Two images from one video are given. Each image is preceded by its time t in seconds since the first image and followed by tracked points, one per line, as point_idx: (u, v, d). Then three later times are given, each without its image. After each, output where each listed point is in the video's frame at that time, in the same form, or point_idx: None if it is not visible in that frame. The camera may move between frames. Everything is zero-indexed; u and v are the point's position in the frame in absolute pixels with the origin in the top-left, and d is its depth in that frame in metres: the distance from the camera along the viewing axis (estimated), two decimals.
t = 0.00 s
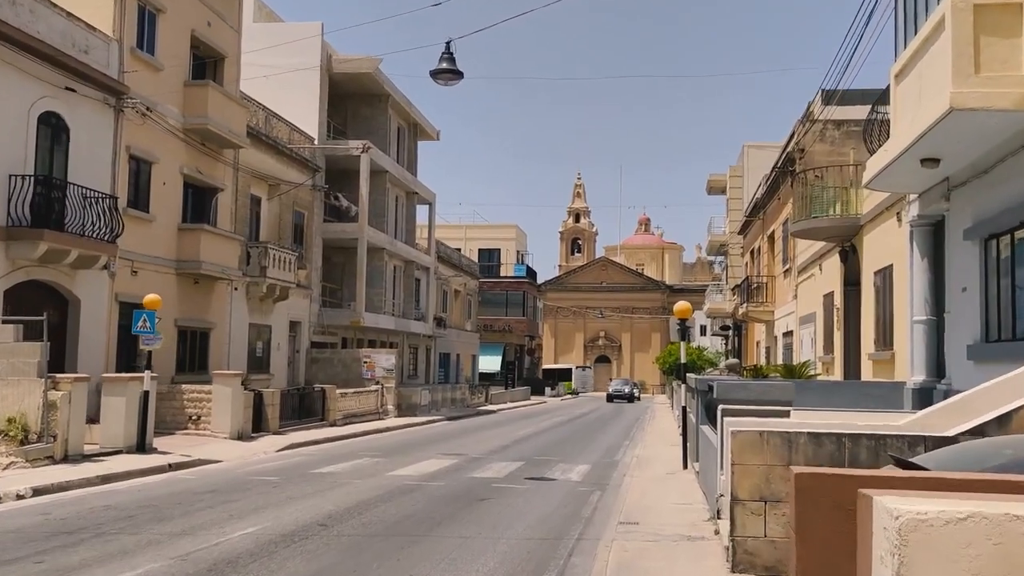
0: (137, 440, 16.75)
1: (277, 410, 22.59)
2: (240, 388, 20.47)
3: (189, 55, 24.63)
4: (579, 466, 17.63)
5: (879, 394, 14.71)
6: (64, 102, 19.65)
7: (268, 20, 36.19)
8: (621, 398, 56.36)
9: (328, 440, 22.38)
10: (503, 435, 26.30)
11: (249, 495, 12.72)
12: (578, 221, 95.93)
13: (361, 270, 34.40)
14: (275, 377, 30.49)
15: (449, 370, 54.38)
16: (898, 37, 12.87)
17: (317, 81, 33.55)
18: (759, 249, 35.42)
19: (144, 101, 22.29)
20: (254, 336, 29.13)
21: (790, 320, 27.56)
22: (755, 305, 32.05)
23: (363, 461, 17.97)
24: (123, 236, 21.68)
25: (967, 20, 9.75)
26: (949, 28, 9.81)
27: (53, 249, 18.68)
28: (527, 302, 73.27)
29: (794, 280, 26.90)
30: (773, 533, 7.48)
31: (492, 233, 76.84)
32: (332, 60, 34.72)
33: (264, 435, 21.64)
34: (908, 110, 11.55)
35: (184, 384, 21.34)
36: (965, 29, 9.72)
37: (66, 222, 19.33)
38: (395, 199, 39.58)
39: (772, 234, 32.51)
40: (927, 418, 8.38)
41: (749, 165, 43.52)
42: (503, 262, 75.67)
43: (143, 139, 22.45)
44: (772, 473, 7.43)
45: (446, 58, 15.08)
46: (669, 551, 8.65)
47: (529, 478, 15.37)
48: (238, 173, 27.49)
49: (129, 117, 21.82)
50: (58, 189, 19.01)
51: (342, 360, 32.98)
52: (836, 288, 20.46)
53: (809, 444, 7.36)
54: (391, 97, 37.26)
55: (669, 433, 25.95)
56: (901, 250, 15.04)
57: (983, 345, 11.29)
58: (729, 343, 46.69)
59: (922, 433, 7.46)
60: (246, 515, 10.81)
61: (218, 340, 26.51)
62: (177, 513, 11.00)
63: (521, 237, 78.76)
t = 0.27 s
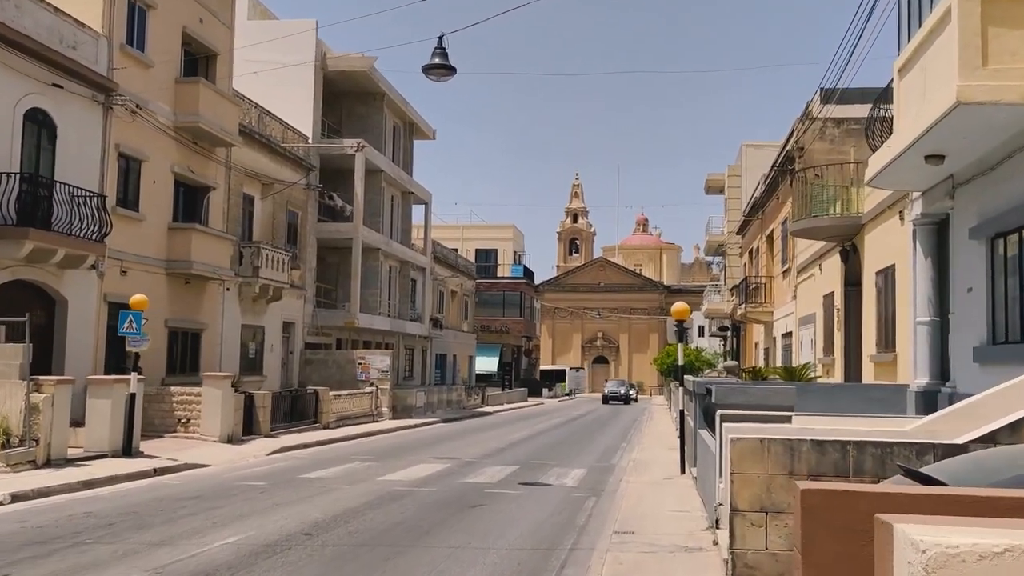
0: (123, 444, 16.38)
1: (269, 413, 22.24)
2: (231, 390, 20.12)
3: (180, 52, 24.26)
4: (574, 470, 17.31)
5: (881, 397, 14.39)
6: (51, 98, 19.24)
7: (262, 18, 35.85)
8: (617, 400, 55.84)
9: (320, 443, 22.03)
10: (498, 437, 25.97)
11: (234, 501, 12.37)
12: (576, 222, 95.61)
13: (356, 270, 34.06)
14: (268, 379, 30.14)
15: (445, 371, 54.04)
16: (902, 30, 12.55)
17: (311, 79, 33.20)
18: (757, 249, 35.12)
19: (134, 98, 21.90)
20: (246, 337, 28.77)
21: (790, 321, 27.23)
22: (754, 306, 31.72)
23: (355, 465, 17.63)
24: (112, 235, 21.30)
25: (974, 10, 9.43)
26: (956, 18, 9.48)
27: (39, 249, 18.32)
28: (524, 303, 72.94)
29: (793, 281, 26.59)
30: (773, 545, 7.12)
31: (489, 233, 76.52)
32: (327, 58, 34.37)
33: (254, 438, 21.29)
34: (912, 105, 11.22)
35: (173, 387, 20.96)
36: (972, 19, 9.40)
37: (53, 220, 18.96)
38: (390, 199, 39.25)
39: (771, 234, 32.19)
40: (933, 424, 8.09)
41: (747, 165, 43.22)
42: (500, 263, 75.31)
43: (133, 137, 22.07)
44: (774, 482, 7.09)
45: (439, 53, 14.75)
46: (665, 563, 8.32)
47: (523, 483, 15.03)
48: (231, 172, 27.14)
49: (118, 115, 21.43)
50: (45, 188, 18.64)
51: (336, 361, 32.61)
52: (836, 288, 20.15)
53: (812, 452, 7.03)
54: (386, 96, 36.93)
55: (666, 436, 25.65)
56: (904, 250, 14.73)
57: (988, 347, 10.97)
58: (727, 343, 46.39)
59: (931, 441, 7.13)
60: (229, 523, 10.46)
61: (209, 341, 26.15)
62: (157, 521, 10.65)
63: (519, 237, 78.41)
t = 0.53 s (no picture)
0: (110, 447, 16.02)
1: (261, 415, 21.87)
2: (222, 392, 19.75)
3: (171, 49, 23.93)
4: (571, 474, 16.98)
5: (885, 399, 14.07)
6: (40, 95, 18.87)
7: (256, 16, 35.55)
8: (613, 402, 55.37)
9: (313, 446, 21.69)
10: (495, 440, 25.62)
11: (222, 506, 12.03)
12: (573, 224, 95.33)
13: (351, 271, 33.73)
14: (262, 381, 29.78)
15: (442, 373, 53.68)
16: (906, 23, 12.26)
17: (306, 78, 32.88)
18: (756, 250, 34.85)
19: (124, 96, 21.55)
20: (240, 338, 28.41)
21: (790, 323, 26.92)
22: (754, 307, 31.42)
23: (347, 469, 17.29)
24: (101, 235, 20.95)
25: None
26: (966, 7, 9.19)
27: (26, 248, 17.98)
28: (521, 304, 72.61)
29: (793, 281, 26.29)
30: (778, 553, 6.75)
31: (486, 235, 76.21)
32: (322, 56, 34.06)
33: (246, 441, 20.94)
34: (918, 99, 10.92)
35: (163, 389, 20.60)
36: (982, 8, 9.12)
37: (41, 219, 18.63)
38: (386, 199, 38.94)
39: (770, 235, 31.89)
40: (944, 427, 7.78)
41: (746, 165, 42.94)
42: (497, 264, 75.00)
43: (123, 135, 21.71)
44: (779, 488, 6.73)
45: (433, 48, 14.45)
46: (666, 571, 7.99)
47: (519, 487, 14.69)
48: (224, 171, 26.80)
49: (108, 112, 21.06)
50: (32, 186, 18.32)
51: (331, 363, 32.20)
52: (837, 289, 19.86)
53: (818, 455, 6.70)
54: (382, 96, 36.63)
55: (665, 438, 25.32)
56: (907, 248, 14.42)
57: (997, 347, 10.67)
58: (726, 345, 46.06)
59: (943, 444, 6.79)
60: (214, 529, 10.11)
61: (202, 342, 25.79)
62: (140, 527, 10.30)
63: (516, 239, 78.10)
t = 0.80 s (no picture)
0: (98, 452, 15.66)
1: (254, 418, 21.53)
2: (213, 396, 19.40)
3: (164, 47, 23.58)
4: (568, 480, 16.66)
5: (890, 404, 13.74)
6: (29, 94, 18.44)
7: (251, 15, 35.23)
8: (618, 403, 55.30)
9: (307, 450, 21.33)
10: (491, 444, 25.28)
11: (208, 515, 11.67)
12: (572, 225, 95.02)
13: (347, 272, 33.40)
14: (256, 383, 29.43)
15: (439, 375, 53.32)
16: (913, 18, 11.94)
17: (301, 77, 32.57)
18: (756, 251, 34.56)
19: (115, 94, 21.15)
20: (233, 341, 28.06)
21: (790, 325, 26.60)
22: (754, 309, 31.11)
23: (339, 474, 16.94)
24: (91, 235, 20.59)
25: None
26: None
27: (14, 248, 17.66)
28: (519, 306, 72.27)
29: (793, 283, 25.97)
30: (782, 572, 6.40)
31: (484, 236, 75.89)
32: (317, 55, 33.76)
33: (238, 445, 20.59)
34: (926, 96, 10.60)
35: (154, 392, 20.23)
36: None
37: (29, 219, 18.31)
38: (382, 200, 38.62)
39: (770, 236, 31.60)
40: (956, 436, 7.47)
41: (745, 166, 42.65)
42: (495, 265, 74.67)
43: (114, 134, 21.31)
44: (784, 502, 6.39)
45: (426, 44, 14.14)
46: None
47: (514, 494, 14.34)
48: (217, 171, 26.45)
49: (99, 111, 20.66)
50: (19, 185, 17.99)
51: (326, 365, 31.92)
52: (838, 290, 19.55)
53: (825, 467, 6.39)
54: (378, 95, 36.33)
55: (664, 442, 24.98)
56: (912, 249, 14.10)
57: (1007, 352, 10.35)
58: (725, 347, 45.72)
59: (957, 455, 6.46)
60: (197, 540, 9.75)
61: (195, 345, 25.44)
62: (121, 538, 9.94)
63: (514, 240, 77.81)
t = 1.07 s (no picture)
0: (85, 457, 15.33)
1: (247, 423, 21.19)
2: (204, 400, 19.05)
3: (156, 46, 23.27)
4: (565, 486, 16.33)
5: (895, 410, 13.42)
6: (17, 93, 18.10)
7: (247, 16, 34.96)
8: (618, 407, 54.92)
9: (300, 455, 20.99)
10: (488, 449, 24.94)
11: (193, 523, 11.33)
12: (571, 228, 94.77)
13: (343, 275, 33.08)
14: (251, 387, 29.08)
15: (437, 379, 52.98)
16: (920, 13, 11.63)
17: (297, 78, 32.31)
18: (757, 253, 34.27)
19: (105, 93, 20.82)
20: (227, 344, 27.72)
21: (791, 328, 26.27)
22: (754, 312, 30.82)
23: (332, 480, 16.60)
24: (81, 237, 20.24)
25: None
26: None
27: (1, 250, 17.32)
28: (518, 309, 71.96)
29: (794, 285, 25.66)
30: None
31: (483, 239, 75.59)
32: (314, 56, 33.50)
33: (230, 450, 20.25)
34: (933, 91, 10.29)
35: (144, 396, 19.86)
36: None
37: (17, 220, 17.97)
38: (379, 202, 38.33)
39: (771, 238, 31.32)
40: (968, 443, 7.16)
41: (745, 168, 42.37)
42: (494, 269, 74.38)
43: (105, 134, 20.98)
44: (788, 513, 6.09)
45: (420, 40, 13.85)
46: None
47: (510, 500, 14.00)
48: (211, 173, 26.14)
49: (89, 111, 20.31)
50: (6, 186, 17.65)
51: (322, 369, 31.58)
52: (841, 292, 19.23)
53: (833, 476, 6.08)
54: (375, 96, 36.06)
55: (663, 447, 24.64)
56: (918, 249, 13.79)
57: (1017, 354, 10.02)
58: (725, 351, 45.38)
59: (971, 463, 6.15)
60: (180, 550, 9.40)
61: (189, 348, 25.09)
62: (101, 548, 9.60)
63: (513, 243, 77.56)
